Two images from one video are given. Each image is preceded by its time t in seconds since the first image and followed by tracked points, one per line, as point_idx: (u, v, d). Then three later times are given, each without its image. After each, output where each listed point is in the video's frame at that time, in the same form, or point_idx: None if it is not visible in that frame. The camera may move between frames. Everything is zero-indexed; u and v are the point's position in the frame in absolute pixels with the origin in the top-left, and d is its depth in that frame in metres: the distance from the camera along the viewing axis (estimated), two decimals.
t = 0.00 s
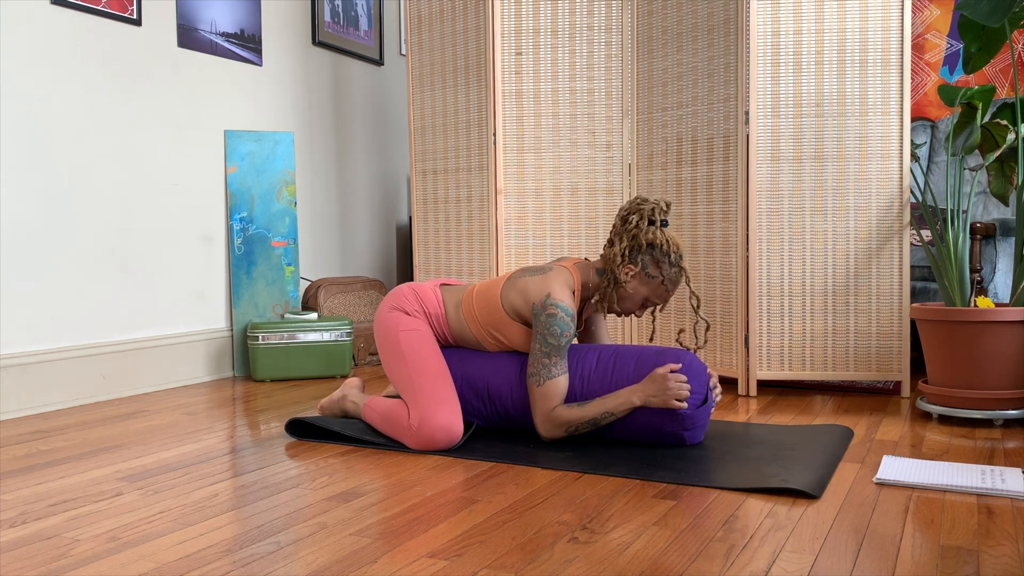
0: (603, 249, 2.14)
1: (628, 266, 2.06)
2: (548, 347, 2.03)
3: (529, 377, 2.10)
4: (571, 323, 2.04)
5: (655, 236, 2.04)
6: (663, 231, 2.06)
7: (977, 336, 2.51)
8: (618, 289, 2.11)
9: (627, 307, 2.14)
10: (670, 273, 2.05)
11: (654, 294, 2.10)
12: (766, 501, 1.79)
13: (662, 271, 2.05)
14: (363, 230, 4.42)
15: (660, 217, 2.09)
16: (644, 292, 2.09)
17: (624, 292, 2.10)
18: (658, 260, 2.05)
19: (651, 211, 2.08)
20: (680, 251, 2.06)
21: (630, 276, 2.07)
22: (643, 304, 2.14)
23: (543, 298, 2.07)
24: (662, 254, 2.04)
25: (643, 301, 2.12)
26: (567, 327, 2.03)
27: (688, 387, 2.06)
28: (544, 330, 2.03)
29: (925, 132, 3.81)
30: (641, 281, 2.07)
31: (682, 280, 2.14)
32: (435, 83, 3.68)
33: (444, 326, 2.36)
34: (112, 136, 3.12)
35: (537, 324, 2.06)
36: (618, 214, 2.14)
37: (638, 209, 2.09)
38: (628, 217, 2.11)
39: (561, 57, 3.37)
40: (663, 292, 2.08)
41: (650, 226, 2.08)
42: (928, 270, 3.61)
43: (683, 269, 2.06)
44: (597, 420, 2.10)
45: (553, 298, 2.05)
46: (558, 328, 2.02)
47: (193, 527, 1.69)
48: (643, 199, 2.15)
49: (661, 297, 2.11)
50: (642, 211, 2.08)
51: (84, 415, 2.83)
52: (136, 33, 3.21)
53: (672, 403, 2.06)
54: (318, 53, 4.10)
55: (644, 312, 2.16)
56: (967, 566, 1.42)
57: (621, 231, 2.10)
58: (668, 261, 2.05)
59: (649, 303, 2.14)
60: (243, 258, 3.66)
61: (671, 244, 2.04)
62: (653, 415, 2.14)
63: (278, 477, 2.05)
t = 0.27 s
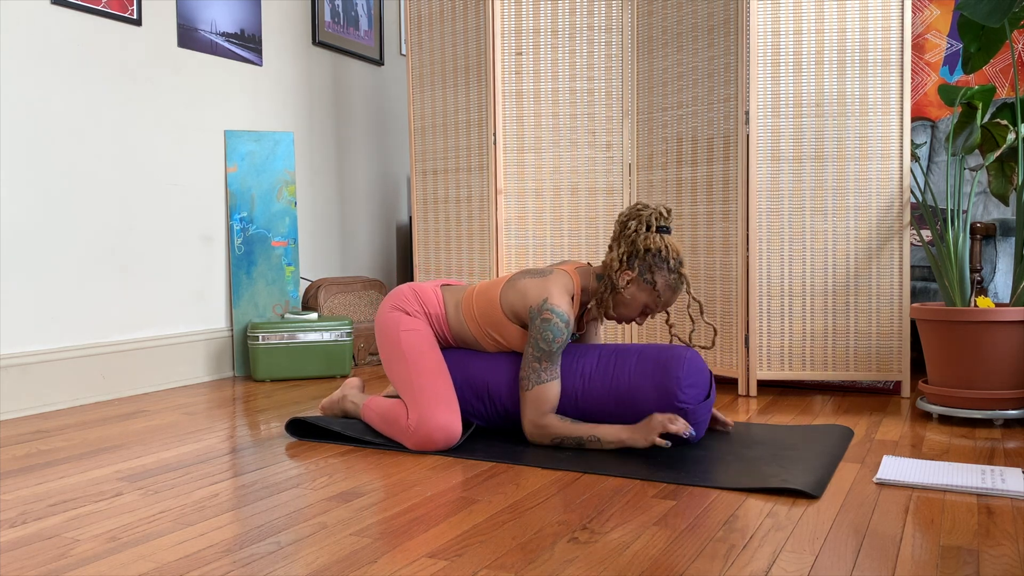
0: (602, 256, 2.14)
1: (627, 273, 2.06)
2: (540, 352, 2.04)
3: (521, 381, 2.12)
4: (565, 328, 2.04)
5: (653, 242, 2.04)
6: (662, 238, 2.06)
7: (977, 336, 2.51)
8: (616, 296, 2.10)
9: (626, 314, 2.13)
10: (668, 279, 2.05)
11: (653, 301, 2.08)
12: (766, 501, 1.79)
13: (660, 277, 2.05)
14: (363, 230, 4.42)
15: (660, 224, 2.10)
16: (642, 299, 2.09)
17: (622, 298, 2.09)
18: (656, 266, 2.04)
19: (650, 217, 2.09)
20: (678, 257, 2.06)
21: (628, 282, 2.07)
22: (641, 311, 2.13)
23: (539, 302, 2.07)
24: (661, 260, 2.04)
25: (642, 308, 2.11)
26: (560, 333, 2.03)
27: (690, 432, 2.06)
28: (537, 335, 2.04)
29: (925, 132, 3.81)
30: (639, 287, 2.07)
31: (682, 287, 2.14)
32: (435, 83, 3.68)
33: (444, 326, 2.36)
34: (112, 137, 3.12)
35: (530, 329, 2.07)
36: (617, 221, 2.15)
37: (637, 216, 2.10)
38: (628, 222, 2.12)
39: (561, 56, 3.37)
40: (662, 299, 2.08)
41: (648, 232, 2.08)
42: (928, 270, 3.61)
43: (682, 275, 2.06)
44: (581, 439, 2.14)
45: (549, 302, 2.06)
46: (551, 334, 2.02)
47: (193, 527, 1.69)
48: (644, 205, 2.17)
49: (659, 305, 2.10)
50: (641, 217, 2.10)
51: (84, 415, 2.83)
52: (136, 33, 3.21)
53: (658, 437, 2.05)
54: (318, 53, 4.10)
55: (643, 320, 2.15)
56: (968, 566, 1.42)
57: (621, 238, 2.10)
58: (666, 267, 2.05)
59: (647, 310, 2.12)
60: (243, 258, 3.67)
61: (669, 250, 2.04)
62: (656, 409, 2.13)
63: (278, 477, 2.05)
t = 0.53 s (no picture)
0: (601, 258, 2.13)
1: (624, 276, 2.05)
2: (539, 351, 2.03)
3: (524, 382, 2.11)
4: (561, 326, 2.04)
5: (650, 244, 2.03)
6: (659, 240, 2.04)
7: (977, 337, 2.51)
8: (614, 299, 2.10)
9: (624, 316, 2.13)
10: (664, 282, 2.04)
11: (651, 303, 2.08)
12: (766, 501, 1.79)
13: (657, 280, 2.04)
14: (363, 230, 4.42)
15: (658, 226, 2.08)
16: (639, 302, 2.08)
17: (619, 301, 2.09)
18: (653, 269, 2.03)
19: (648, 218, 2.07)
20: (675, 260, 2.05)
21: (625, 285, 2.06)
22: (639, 314, 2.12)
23: (534, 300, 2.07)
24: (657, 263, 2.03)
25: (639, 311, 2.11)
26: (556, 331, 2.02)
27: (704, 460, 2.05)
28: (534, 333, 2.03)
29: (925, 132, 3.81)
30: (636, 290, 2.06)
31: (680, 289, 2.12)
32: (435, 83, 3.68)
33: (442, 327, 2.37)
34: (112, 137, 3.12)
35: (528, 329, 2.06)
36: (615, 222, 2.14)
37: (635, 217, 2.08)
38: (626, 224, 2.10)
39: (561, 57, 3.37)
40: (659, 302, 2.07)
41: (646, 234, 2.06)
42: (928, 270, 3.61)
43: (679, 278, 2.04)
44: (586, 441, 2.14)
45: (544, 299, 2.06)
46: (547, 331, 2.02)
47: (193, 527, 1.69)
48: (641, 207, 2.14)
49: (656, 308, 2.09)
50: (638, 219, 2.07)
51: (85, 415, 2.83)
52: (136, 33, 3.21)
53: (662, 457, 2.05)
54: (318, 53, 4.10)
55: (641, 322, 2.14)
56: (968, 566, 1.42)
57: (619, 239, 2.09)
58: (662, 270, 2.03)
59: (645, 312, 2.12)
60: (243, 258, 3.67)
61: (666, 253, 2.03)
62: (656, 407, 2.13)
63: (278, 477, 2.05)
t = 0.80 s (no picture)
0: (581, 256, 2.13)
1: (606, 274, 2.06)
2: (528, 351, 2.02)
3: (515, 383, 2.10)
4: (548, 324, 2.03)
5: (628, 240, 2.03)
6: (637, 235, 2.05)
7: (977, 337, 2.51)
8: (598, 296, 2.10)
9: (609, 312, 2.13)
10: (645, 276, 2.04)
11: (633, 298, 2.08)
12: (766, 501, 1.79)
13: (639, 276, 2.04)
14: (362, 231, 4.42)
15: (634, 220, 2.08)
16: (622, 298, 2.08)
17: (603, 299, 2.09)
18: (634, 265, 2.03)
19: (624, 214, 2.07)
20: (654, 254, 2.05)
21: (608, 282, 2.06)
22: (623, 309, 2.13)
23: (518, 300, 2.07)
24: (637, 258, 2.03)
25: (623, 306, 2.11)
26: (543, 330, 2.02)
27: (702, 460, 2.05)
28: (521, 334, 2.03)
29: (925, 132, 3.81)
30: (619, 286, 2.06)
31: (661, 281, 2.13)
32: (436, 83, 3.68)
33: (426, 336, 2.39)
34: (112, 137, 3.12)
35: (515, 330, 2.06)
36: (591, 220, 2.14)
37: (611, 214, 2.08)
38: (602, 222, 2.10)
39: (561, 56, 3.37)
40: (642, 296, 2.07)
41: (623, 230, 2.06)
42: (928, 270, 3.61)
43: (660, 271, 2.05)
44: (585, 441, 2.14)
45: (529, 299, 2.04)
46: (535, 331, 2.01)
47: (193, 527, 1.69)
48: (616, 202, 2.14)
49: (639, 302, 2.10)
50: (614, 216, 2.07)
51: (85, 415, 2.83)
52: (136, 33, 3.21)
53: (660, 456, 2.05)
54: (318, 53, 4.10)
55: (625, 316, 2.15)
56: (968, 566, 1.42)
57: (596, 237, 2.09)
58: (643, 265, 2.04)
59: (629, 307, 2.13)
60: (243, 258, 3.67)
61: (645, 247, 2.03)
62: (654, 407, 2.13)
63: (278, 477, 2.05)
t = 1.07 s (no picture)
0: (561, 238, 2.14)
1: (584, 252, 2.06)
2: (519, 329, 2.03)
3: (511, 366, 2.08)
4: (536, 302, 2.06)
5: (605, 218, 2.03)
6: (614, 213, 2.05)
7: (977, 337, 2.51)
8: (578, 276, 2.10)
9: (590, 292, 2.13)
10: (624, 253, 2.04)
11: (614, 276, 2.07)
12: (766, 501, 1.79)
13: (617, 253, 2.04)
14: (363, 231, 4.42)
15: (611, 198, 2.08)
16: (602, 277, 2.08)
17: (583, 279, 2.09)
18: (611, 243, 2.03)
19: (600, 192, 2.08)
20: (632, 230, 2.05)
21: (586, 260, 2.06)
22: (604, 289, 2.12)
23: (503, 282, 2.10)
24: (615, 235, 2.03)
25: (604, 285, 2.11)
26: (532, 306, 2.04)
27: (695, 459, 2.05)
28: (510, 313, 2.05)
29: (925, 132, 3.81)
30: (597, 264, 2.06)
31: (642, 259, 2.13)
32: (435, 83, 3.68)
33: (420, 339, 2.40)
34: (112, 137, 3.12)
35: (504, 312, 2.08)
36: (569, 200, 2.15)
37: (588, 193, 2.09)
38: (580, 202, 2.11)
39: (561, 57, 3.37)
40: (622, 274, 2.07)
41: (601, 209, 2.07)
42: (928, 270, 3.61)
43: (638, 248, 2.04)
44: (587, 433, 2.10)
45: (511, 278, 2.08)
46: (524, 307, 2.03)
47: (193, 527, 1.69)
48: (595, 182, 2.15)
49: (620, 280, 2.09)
50: (591, 195, 2.08)
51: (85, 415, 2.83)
52: (137, 33, 3.21)
53: (658, 455, 2.05)
54: (318, 53, 4.10)
55: (608, 296, 2.14)
56: (968, 566, 1.42)
57: (574, 217, 2.10)
58: (621, 242, 2.03)
59: (611, 287, 2.12)
60: (243, 258, 3.67)
61: (622, 225, 2.03)
62: (653, 404, 2.13)
63: (278, 477, 2.05)
